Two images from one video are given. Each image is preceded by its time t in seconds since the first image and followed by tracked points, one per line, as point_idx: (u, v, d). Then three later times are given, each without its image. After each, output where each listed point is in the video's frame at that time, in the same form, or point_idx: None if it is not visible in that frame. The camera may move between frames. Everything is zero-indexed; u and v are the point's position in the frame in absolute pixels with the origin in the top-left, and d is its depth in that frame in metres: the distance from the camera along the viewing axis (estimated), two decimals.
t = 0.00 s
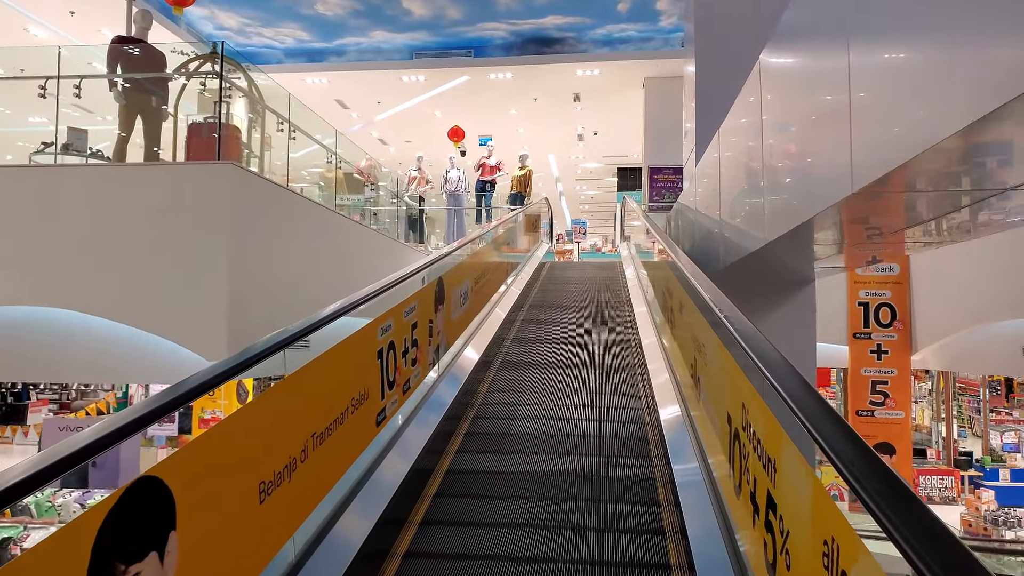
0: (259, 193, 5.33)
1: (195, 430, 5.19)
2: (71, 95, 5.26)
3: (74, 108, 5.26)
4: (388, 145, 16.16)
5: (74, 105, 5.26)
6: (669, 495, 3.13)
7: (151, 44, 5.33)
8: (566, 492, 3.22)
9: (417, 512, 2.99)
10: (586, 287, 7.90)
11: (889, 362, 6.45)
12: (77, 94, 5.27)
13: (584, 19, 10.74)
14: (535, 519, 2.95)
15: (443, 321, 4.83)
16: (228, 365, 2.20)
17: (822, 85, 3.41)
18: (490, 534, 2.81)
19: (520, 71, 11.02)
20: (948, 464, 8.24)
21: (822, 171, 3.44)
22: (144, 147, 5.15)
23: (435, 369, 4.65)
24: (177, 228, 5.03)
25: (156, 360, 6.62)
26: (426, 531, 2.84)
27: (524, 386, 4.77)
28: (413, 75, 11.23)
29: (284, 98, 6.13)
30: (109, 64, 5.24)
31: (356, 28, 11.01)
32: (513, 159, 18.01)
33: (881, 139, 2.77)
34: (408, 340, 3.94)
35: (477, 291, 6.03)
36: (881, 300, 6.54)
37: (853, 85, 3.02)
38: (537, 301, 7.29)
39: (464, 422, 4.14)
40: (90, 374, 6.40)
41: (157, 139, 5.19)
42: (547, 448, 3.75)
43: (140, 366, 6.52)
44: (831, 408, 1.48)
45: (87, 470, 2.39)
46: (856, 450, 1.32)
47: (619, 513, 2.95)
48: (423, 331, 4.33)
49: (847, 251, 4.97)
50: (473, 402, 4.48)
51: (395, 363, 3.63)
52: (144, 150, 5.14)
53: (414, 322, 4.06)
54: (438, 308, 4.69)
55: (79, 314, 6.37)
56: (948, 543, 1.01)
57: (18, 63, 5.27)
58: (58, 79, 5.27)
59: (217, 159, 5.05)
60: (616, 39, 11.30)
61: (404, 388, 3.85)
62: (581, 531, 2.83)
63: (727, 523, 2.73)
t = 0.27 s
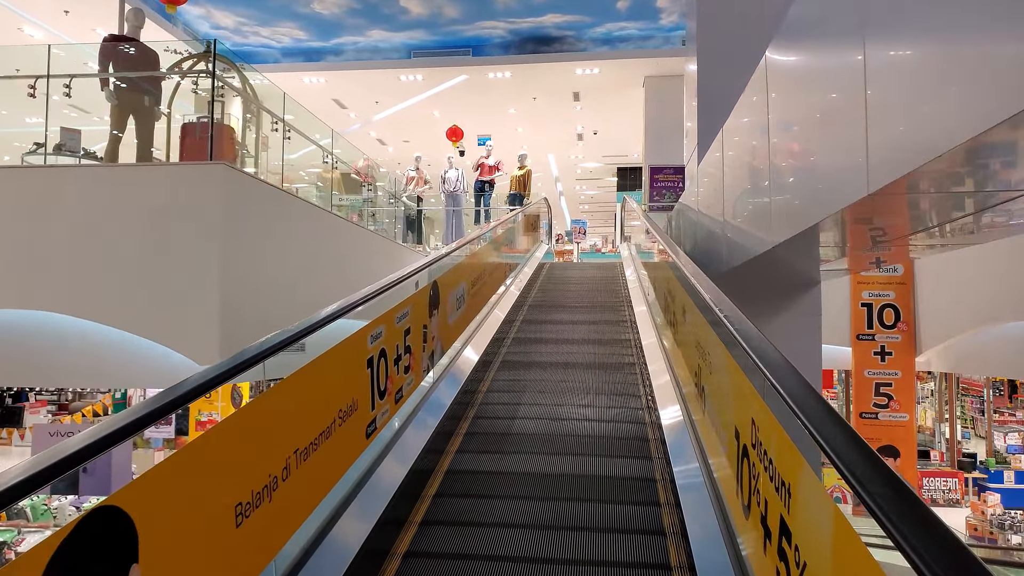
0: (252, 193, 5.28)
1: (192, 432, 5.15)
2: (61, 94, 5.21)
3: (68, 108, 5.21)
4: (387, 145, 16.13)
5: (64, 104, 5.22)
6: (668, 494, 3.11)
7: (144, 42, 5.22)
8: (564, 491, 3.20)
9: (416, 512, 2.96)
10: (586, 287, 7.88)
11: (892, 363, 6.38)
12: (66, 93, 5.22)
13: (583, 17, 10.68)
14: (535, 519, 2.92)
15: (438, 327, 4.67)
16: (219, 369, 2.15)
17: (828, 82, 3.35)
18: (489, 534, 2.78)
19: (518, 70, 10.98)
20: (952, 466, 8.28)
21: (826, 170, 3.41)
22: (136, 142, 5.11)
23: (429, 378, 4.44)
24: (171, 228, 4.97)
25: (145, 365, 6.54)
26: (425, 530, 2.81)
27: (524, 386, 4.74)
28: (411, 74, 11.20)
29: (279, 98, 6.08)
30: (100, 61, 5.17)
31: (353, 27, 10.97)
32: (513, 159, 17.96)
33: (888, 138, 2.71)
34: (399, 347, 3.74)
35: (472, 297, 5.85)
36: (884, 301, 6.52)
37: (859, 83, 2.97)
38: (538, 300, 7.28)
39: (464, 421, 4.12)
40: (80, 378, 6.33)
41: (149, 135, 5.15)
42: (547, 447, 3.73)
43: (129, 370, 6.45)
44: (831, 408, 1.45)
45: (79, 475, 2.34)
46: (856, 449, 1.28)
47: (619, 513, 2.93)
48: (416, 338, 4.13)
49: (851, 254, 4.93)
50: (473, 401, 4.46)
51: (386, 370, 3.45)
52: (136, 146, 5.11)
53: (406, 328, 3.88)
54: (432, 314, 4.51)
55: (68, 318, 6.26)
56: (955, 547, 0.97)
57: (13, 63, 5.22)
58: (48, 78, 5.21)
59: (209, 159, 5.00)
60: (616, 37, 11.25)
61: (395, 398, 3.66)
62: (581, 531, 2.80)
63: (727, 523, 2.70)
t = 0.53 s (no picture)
0: (247, 194, 5.21)
1: (188, 435, 5.10)
2: (48, 93, 5.14)
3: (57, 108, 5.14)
4: (385, 145, 16.06)
5: (52, 104, 5.15)
6: (669, 493, 3.10)
7: (136, 41, 5.16)
8: (564, 491, 3.20)
9: (416, 512, 2.96)
10: (586, 286, 7.86)
11: (895, 364, 6.40)
12: (54, 92, 5.15)
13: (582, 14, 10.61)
14: (535, 519, 2.92)
15: (434, 330, 4.52)
16: (208, 375, 2.11)
17: (832, 80, 3.34)
18: (489, 533, 2.78)
19: (517, 69, 10.92)
20: (955, 466, 8.17)
21: (834, 168, 3.37)
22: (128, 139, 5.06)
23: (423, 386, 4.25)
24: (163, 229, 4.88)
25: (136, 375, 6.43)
26: (426, 530, 2.81)
27: (524, 386, 4.75)
28: (409, 73, 11.15)
29: (273, 97, 6.02)
30: (90, 59, 5.10)
31: (349, 25, 10.92)
32: (511, 158, 17.90)
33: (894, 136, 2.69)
34: (393, 353, 3.58)
35: (468, 299, 5.68)
36: (887, 300, 6.49)
37: (864, 81, 2.94)
38: (539, 300, 7.28)
39: (464, 422, 4.12)
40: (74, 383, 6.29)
41: (141, 133, 5.09)
42: (547, 447, 3.73)
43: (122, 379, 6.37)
44: (836, 412, 1.48)
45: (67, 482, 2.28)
46: (861, 453, 1.31)
47: (619, 512, 2.93)
48: (410, 344, 3.95)
49: (854, 256, 4.89)
50: (473, 402, 4.46)
51: (379, 379, 3.28)
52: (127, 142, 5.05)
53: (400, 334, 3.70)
54: (428, 318, 4.33)
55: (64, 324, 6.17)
56: (961, 552, 0.99)
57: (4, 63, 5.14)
58: (35, 77, 5.13)
59: (200, 160, 4.90)
60: (615, 35, 11.19)
61: (387, 407, 3.50)
62: (581, 531, 2.80)
63: (728, 521, 2.69)
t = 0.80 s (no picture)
0: (241, 196, 5.13)
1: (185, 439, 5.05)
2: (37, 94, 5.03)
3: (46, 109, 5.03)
4: (382, 144, 15.99)
5: (41, 105, 5.04)
6: (670, 493, 3.11)
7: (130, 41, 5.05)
8: (565, 491, 3.20)
9: (417, 512, 2.96)
10: (586, 285, 7.84)
11: (900, 364, 6.33)
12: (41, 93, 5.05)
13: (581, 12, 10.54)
14: (537, 518, 2.93)
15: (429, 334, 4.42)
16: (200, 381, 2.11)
17: (838, 76, 3.37)
18: (490, 532, 2.79)
19: (515, 67, 10.87)
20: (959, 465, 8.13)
21: (845, 166, 3.32)
22: (116, 137, 4.93)
23: (415, 394, 4.13)
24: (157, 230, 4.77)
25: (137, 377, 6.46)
26: (427, 530, 2.80)
27: (524, 385, 4.75)
28: (406, 72, 11.10)
29: (267, 96, 5.94)
30: (80, 58, 4.98)
31: (345, 24, 10.85)
32: (509, 157, 17.83)
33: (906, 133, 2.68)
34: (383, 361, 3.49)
35: (465, 302, 5.54)
36: (890, 300, 6.49)
37: (877, 77, 2.93)
38: (538, 299, 7.28)
39: (464, 420, 4.12)
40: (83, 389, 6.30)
41: (130, 133, 4.96)
42: (547, 446, 3.73)
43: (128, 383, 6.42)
44: (838, 414, 1.50)
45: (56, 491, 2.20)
46: (862, 455, 1.34)
47: (619, 511, 2.94)
48: (401, 352, 3.82)
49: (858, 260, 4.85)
50: (474, 401, 4.45)
51: (365, 392, 3.17)
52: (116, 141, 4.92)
53: (387, 342, 3.59)
54: (420, 326, 4.21)
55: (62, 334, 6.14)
56: (960, 549, 1.03)
57: None
58: (22, 78, 5.05)
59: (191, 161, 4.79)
60: (615, 33, 11.13)
61: (377, 418, 3.37)
62: (583, 530, 2.81)
63: (728, 520, 2.68)
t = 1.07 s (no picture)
0: (232, 196, 5.06)
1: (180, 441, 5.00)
2: (21, 93, 4.94)
3: (32, 107, 4.94)
4: (380, 144, 15.93)
5: (26, 104, 4.95)
6: (668, 492, 3.13)
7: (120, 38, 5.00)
8: (564, 490, 3.22)
9: (417, 512, 2.98)
10: (586, 284, 7.81)
11: (902, 364, 6.19)
12: (26, 92, 4.96)
13: (579, 10, 10.48)
14: (535, 518, 2.95)
15: (426, 337, 4.36)
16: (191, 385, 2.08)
17: (839, 74, 3.34)
18: (490, 532, 2.81)
19: (513, 65, 10.82)
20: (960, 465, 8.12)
21: (846, 164, 3.28)
22: (107, 137, 4.86)
23: (408, 403, 3.96)
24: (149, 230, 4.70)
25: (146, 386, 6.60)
26: (427, 531, 2.82)
27: (523, 385, 4.77)
28: (403, 71, 11.05)
29: (260, 96, 5.88)
30: (67, 55, 4.92)
31: (341, 22, 10.79)
32: (507, 156, 17.77)
33: (910, 132, 2.66)
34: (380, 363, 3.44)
35: (460, 305, 5.37)
36: (893, 299, 6.32)
37: (879, 75, 2.91)
38: (538, 298, 7.28)
39: (464, 420, 4.14)
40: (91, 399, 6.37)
41: (120, 133, 4.89)
42: (546, 446, 3.76)
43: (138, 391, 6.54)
44: (836, 415, 1.50)
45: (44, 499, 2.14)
46: (861, 457, 1.33)
47: (618, 510, 2.96)
48: (392, 359, 3.66)
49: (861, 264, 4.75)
50: (473, 401, 4.47)
51: (354, 402, 3.00)
52: (106, 140, 4.85)
53: (378, 349, 3.43)
54: (411, 331, 4.05)
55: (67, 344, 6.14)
56: (956, 549, 1.03)
57: None
58: (6, 76, 4.94)
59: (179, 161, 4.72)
60: (613, 30, 11.08)
61: (366, 430, 3.21)
62: (581, 530, 2.83)
63: (726, 521, 2.67)
